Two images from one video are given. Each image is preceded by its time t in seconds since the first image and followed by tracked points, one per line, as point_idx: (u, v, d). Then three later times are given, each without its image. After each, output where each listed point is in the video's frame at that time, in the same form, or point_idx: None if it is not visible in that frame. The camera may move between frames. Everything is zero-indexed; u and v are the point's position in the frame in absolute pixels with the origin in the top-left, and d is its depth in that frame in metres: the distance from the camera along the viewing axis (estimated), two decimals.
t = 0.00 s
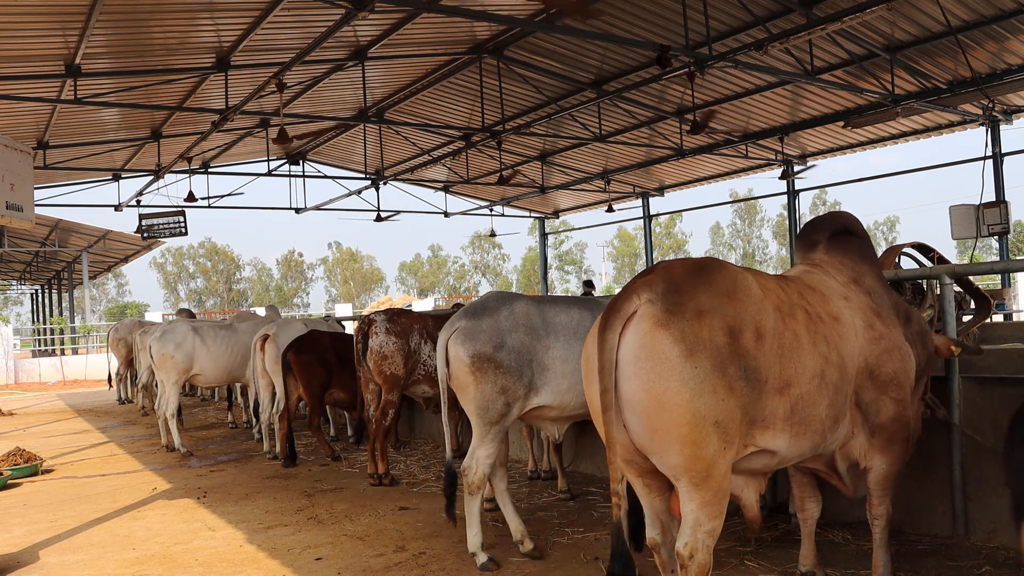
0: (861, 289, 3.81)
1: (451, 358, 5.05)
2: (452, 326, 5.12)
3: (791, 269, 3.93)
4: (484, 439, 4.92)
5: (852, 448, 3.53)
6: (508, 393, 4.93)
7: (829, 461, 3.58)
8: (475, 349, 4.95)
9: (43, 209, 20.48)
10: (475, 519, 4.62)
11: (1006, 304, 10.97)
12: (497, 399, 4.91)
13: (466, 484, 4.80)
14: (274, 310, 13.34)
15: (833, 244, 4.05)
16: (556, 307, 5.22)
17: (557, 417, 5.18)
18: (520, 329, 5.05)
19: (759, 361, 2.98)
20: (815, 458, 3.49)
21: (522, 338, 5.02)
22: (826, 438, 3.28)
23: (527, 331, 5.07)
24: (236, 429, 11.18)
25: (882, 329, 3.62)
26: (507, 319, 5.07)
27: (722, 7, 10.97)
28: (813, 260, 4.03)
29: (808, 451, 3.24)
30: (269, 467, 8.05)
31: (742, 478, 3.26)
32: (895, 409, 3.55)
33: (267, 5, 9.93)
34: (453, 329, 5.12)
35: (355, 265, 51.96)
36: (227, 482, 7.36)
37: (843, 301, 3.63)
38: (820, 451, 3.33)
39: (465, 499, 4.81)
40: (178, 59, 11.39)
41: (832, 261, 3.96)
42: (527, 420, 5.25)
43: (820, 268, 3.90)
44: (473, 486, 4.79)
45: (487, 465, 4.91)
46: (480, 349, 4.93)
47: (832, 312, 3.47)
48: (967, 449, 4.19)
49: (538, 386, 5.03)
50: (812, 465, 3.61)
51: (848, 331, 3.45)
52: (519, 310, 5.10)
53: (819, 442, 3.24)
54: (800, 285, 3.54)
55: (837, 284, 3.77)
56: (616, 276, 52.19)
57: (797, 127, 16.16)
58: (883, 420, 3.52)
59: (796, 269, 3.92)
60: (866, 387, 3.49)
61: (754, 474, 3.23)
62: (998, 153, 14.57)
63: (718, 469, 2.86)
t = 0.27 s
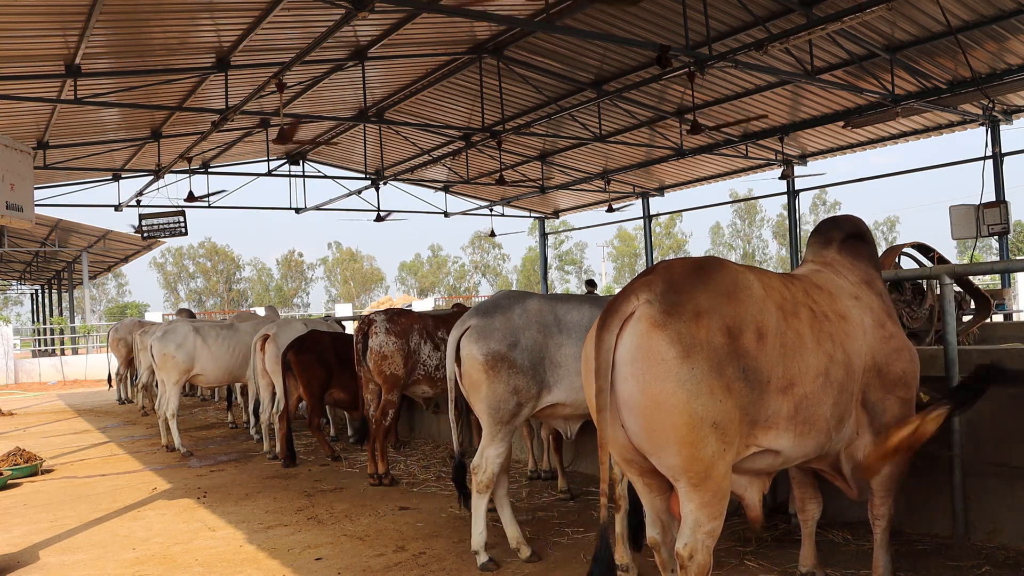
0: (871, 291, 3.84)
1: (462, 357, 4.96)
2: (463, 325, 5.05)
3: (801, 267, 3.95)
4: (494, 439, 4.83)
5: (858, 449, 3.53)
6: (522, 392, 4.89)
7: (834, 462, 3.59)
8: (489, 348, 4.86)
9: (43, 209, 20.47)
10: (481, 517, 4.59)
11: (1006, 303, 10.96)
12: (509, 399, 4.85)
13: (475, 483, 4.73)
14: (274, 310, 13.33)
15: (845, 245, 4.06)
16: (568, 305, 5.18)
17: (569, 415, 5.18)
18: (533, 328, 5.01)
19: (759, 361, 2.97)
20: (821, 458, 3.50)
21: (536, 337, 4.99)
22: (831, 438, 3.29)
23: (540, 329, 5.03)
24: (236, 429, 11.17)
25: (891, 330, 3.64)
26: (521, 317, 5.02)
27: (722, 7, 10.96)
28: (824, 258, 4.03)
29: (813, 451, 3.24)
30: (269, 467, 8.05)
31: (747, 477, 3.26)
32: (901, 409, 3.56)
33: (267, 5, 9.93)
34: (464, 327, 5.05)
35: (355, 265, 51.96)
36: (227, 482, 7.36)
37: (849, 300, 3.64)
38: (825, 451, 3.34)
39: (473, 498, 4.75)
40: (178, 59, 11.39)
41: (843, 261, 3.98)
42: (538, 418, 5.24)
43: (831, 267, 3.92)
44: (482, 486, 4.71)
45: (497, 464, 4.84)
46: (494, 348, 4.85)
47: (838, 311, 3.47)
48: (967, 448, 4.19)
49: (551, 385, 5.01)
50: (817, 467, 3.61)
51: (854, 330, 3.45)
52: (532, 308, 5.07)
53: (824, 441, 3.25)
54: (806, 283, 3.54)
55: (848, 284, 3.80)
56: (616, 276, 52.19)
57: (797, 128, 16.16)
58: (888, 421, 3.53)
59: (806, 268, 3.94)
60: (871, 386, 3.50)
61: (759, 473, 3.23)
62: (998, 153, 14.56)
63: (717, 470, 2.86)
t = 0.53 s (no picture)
0: (875, 291, 3.85)
1: (476, 356, 4.93)
2: (476, 324, 5.02)
3: (806, 267, 3.96)
4: (511, 439, 4.80)
5: (862, 449, 3.55)
6: (539, 393, 4.87)
7: (838, 462, 3.59)
8: (505, 348, 4.84)
9: (43, 209, 20.48)
10: (491, 514, 4.57)
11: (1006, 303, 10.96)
12: (525, 399, 4.83)
13: (485, 480, 4.69)
14: (274, 310, 13.33)
15: (849, 246, 4.07)
16: (581, 305, 5.18)
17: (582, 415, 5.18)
18: (548, 328, 5.01)
19: (761, 361, 2.97)
20: (825, 459, 3.50)
21: (550, 337, 4.98)
22: (836, 437, 3.29)
23: (554, 330, 5.03)
24: (236, 429, 11.17)
25: (897, 330, 3.65)
26: (535, 317, 5.01)
27: (722, 7, 10.96)
28: (829, 258, 4.03)
29: (818, 450, 3.25)
30: (269, 467, 8.05)
31: (751, 477, 3.26)
32: (905, 408, 3.58)
33: (267, 5, 9.93)
34: (477, 327, 5.02)
35: (355, 265, 51.97)
36: (227, 482, 7.36)
37: (855, 299, 3.65)
38: (830, 451, 3.34)
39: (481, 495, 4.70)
40: (178, 59, 11.39)
41: (848, 262, 3.98)
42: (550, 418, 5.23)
43: (836, 266, 3.93)
44: (491, 484, 4.67)
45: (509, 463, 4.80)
46: (510, 349, 4.84)
47: (844, 310, 3.48)
48: (967, 448, 4.18)
49: (566, 385, 5.01)
50: (821, 466, 3.61)
51: (860, 329, 3.46)
52: (545, 309, 5.07)
53: (828, 440, 3.25)
54: (811, 283, 3.55)
55: (853, 283, 3.81)
56: (616, 276, 52.20)
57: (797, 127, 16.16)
58: (892, 420, 3.55)
59: (811, 268, 3.94)
60: (877, 385, 3.51)
61: (764, 473, 3.23)
62: (998, 153, 14.56)
63: (717, 470, 2.86)
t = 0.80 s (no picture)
0: (876, 291, 3.85)
1: (491, 357, 4.87)
2: (487, 325, 4.97)
3: (807, 267, 3.95)
4: (536, 436, 4.75)
5: (862, 449, 3.55)
6: (557, 391, 4.80)
7: (839, 462, 3.59)
8: (519, 348, 4.79)
9: (43, 209, 20.48)
10: (526, 512, 4.56)
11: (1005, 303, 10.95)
12: (543, 398, 4.77)
13: (512, 478, 4.67)
14: (274, 310, 13.33)
15: (849, 246, 4.08)
16: (591, 304, 5.13)
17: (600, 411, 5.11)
18: (561, 328, 4.94)
19: (766, 360, 2.98)
20: (826, 459, 3.50)
21: (563, 336, 4.92)
22: (839, 437, 3.29)
23: (567, 330, 4.96)
24: (236, 429, 11.17)
25: (898, 329, 3.66)
26: (547, 317, 4.95)
27: (722, 7, 10.96)
28: (830, 257, 4.01)
29: (822, 450, 3.25)
30: (268, 467, 8.04)
31: (754, 476, 3.26)
32: (906, 407, 3.59)
33: (267, 5, 9.93)
34: (489, 328, 4.97)
35: (355, 265, 51.96)
36: (227, 482, 7.36)
37: (857, 299, 3.66)
38: (832, 451, 3.34)
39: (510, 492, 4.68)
40: (177, 59, 11.40)
41: (848, 262, 3.98)
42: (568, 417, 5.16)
43: (838, 265, 3.93)
44: (518, 481, 4.65)
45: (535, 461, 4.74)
46: (524, 348, 4.78)
47: (847, 310, 3.49)
48: (968, 447, 4.18)
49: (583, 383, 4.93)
50: (821, 466, 3.62)
51: (863, 328, 3.47)
52: (557, 309, 5.00)
53: (831, 440, 3.25)
54: (815, 283, 3.55)
55: (854, 283, 3.81)
56: (616, 276, 52.19)
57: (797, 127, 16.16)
58: (893, 420, 3.56)
59: (812, 267, 3.94)
60: (879, 384, 3.52)
61: (767, 473, 3.23)
62: (998, 153, 14.56)
63: (721, 471, 2.86)
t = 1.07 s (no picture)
0: (877, 292, 3.86)
1: (503, 356, 4.74)
2: (497, 323, 4.84)
3: (809, 267, 3.95)
4: (552, 439, 4.63)
5: (863, 450, 3.55)
6: (569, 390, 4.70)
7: (840, 462, 3.59)
8: (532, 347, 4.67)
9: (43, 209, 20.48)
10: (551, 523, 4.43)
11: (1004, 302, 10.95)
12: (555, 397, 4.66)
13: (539, 488, 4.52)
14: (274, 310, 13.33)
15: (850, 248, 4.07)
16: (599, 302, 5.03)
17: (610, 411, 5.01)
18: (572, 327, 4.82)
19: (769, 361, 2.97)
20: (827, 459, 3.50)
21: (575, 335, 4.80)
22: (840, 438, 3.30)
23: (579, 328, 4.85)
24: (236, 429, 11.17)
25: (900, 330, 3.66)
26: (558, 314, 4.83)
27: (722, 7, 10.96)
28: (831, 258, 4.02)
29: (823, 451, 3.25)
30: (268, 467, 8.04)
31: (756, 477, 3.26)
32: (907, 408, 3.59)
33: (267, 5, 9.93)
34: (500, 326, 4.83)
35: (355, 265, 51.97)
36: (227, 482, 7.36)
37: (859, 299, 3.66)
38: (833, 452, 3.35)
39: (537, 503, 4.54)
40: (178, 59, 11.40)
41: (850, 263, 3.98)
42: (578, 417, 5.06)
43: (840, 266, 3.93)
44: (546, 492, 4.52)
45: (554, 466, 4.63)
46: (537, 347, 4.67)
47: (850, 310, 3.49)
48: (968, 447, 4.19)
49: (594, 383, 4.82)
50: (821, 466, 3.62)
51: (866, 329, 3.47)
52: (568, 306, 4.88)
53: (833, 441, 3.25)
54: (817, 283, 3.55)
55: (856, 283, 3.81)
56: (616, 276, 52.21)
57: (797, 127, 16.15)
58: (894, 421, 3.56)
59: (814, 268, 3.94)
60: (881, 385, 3.52)
61: (768, 473, 3.23)
62: (998, 153, 14.56)
63: (723, 471, 2.86)
